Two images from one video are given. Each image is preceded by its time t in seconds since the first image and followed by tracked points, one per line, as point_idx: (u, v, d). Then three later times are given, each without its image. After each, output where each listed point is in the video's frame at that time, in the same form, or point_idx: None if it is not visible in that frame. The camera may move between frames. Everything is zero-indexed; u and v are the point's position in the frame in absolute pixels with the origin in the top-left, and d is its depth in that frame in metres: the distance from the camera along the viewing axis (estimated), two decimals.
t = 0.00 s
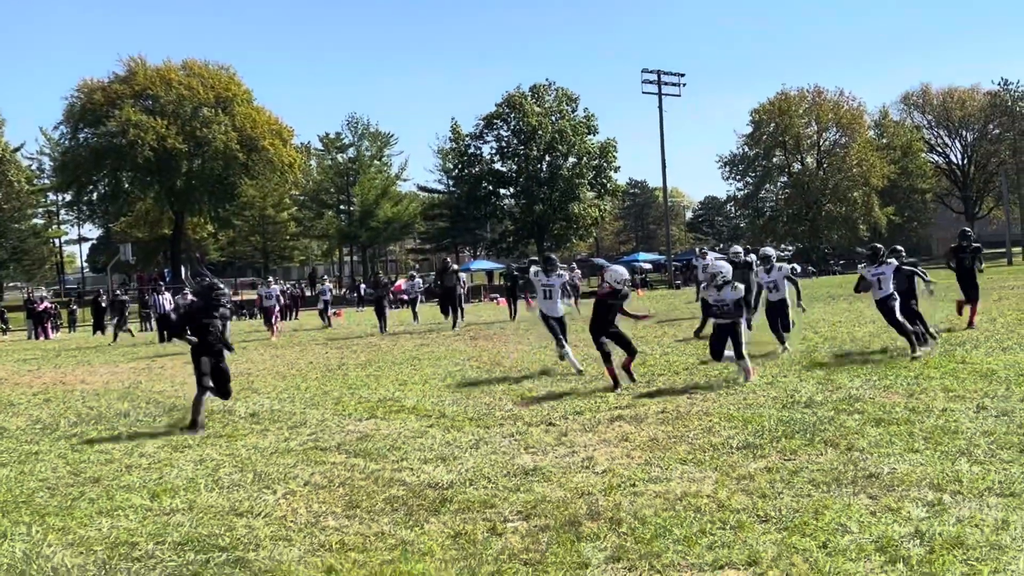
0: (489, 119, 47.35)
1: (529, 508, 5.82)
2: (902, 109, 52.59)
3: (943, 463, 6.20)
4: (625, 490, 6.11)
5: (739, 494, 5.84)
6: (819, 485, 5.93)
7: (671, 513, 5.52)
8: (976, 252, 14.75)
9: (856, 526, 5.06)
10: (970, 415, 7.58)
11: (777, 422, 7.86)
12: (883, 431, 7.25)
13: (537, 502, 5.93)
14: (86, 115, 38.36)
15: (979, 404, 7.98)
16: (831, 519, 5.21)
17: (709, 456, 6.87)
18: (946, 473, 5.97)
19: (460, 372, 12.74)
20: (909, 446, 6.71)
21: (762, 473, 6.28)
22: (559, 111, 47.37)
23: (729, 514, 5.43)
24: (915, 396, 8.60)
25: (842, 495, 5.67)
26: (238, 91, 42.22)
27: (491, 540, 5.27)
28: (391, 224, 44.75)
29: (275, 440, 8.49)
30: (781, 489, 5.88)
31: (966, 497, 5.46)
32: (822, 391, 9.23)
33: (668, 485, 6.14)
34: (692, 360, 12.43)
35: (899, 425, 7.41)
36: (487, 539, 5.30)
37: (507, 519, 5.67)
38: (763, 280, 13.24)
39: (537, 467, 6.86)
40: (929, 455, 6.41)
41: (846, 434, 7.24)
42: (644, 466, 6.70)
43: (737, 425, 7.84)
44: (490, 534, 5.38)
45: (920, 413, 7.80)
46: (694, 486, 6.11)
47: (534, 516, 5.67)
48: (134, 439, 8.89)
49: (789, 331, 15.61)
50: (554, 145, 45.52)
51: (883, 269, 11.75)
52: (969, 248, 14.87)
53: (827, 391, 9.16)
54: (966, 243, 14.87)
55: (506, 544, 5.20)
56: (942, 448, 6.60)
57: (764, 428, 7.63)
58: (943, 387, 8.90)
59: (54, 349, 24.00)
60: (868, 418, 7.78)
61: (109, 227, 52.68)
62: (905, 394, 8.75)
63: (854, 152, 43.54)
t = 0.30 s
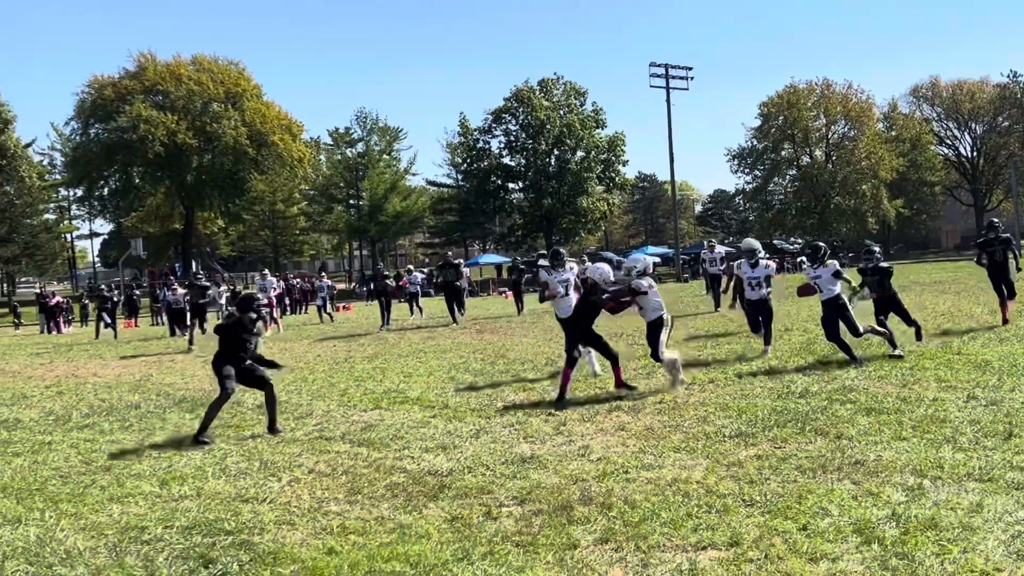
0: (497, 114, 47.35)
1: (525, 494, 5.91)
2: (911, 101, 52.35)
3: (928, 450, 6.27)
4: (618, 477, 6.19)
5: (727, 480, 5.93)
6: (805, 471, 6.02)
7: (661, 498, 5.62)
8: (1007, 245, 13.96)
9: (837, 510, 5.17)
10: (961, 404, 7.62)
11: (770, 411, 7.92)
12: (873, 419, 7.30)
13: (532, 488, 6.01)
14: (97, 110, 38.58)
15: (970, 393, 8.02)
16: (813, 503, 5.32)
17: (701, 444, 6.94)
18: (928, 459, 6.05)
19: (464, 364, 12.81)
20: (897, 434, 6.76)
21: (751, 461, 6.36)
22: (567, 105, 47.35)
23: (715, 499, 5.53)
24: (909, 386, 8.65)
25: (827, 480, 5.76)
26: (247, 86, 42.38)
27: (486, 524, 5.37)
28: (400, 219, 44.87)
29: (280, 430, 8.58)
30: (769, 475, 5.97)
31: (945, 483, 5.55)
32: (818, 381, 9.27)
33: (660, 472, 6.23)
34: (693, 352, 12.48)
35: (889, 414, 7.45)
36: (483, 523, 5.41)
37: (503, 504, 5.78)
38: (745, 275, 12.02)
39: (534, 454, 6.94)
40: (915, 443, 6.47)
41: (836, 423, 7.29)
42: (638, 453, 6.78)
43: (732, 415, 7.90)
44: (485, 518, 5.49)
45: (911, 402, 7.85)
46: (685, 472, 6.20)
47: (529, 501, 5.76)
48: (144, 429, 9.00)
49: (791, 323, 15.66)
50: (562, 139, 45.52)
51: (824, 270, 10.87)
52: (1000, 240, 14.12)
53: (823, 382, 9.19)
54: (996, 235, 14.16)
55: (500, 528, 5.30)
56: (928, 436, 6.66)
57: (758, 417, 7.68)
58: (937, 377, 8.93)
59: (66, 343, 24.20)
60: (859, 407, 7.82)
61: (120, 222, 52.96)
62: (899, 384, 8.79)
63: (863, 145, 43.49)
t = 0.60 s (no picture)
0: (518, 106, 47.31)
1: (539, 484, 5.97)
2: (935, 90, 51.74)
3: (933, 442, 6.26)
4: (630, 467, 6.22)
5: (736, 470, 5.96)
6: (813, 461, 6.03)
7: (670, 487, 5.66)
8: None
9: (840, 499, 5.21)
10: (972, 395, 7.57)
11: (782, 403, 7.91)
12: (883, 411, 7.28)
13: (545, 479, 6.07)
14: (121, 106, 39.00)
15: (982, 385, 7.96)
16: (818, 493, 5.35)
17: (713, 435, 6.95)
18: (934, 450, 6.05)
19: (482, 357, 12.91)
20: (906, 426, 6.73)
21: (761, 451, 6.38)
22: (588, 97, 47.24)
23: (723, 489, 5.57)
24: (921, 377, 8.60)
25: (833, 471, 5.77)
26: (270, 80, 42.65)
27: (500, 513, 5.44)
28: (421, 212, 45.04)
29: (302, 422, 8.71)
30: (776, 466, 5.99)
31: (949, 473, 5.55)
32: (831, 373, 9.25)
33: (672, 462, 6.26)
34: (709, 345, 12.49)
35: (899, 406, 7.41)
36: (496, 512, 5.47)
37: (518, 493, 5.84)
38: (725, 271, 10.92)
39: (549, 446, 6.99)
40: (923, 434, 6.45)
41: (847, 415, 7.26)
42: (651, 445, 6.81)
43: (744, 406, 7.90)
44: (499, 507, 5.57)
45: (921, 394, 7.81)
46: (696, 463, 6.23)
47: (542, 491, 5.82)
48: (171, 422, 9.15)
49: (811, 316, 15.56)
50: (583, 130, 45.42)
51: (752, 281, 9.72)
52: None
53: (835, 374, 9.18)
54: None
55: (513, 517, 5.36)
56: (936, 427, 6.62)
57: (770, 409, 7.68)
58: (949, 369, 8.88)
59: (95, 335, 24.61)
60: (871, 399, 7.78)
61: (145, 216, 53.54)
62: (911, 376, 8.74)
63: (887, 134, 43.41)
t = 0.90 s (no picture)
0: (553, 98, 47.24)
1: (569, 469, 6.04)
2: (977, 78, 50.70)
3: (958, 428, 6.23)
4: (658, 453, 6.29)
5: (762, 456, 6.00)
6: (837, 448, 6.06)
7: (697, 472, 5.73)
8: None
9: (862, 483, 5.26)
10: (1001, 383, 7.50)
11: (811, 391, 7.90)
12: (910, 399, 7.23)
13: (576, 464, 6.14)
14: (161, 100, 39.66)
15: (1012, 374, 7.88)
16: (840, 478, 5.40)
17: (741, 423, 6.97)
18: (957, 437, 6.03)
19: (515, 347, 13.01)
20: (931, 413, 6.69)
21: (787, 438, 6.40)
22: (623, 88, 47.04)
23: (748, 474, 5.63)
24: (950, 367, 8.52)
25: (856, 457, 5.80)
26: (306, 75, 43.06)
27: (530, 497, 5.54)
28: (456, 204, 45.28)
29: (340, 410, 8.86)
30: (802, 452, 6.02)
31: (971, 459, 5.55)
32: (860, 363, 9.19)
33: (699, 449, 6.31)
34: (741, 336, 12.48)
35: (926, 395, 7.36)
36: (527, 495, 5.58)
37: (548, 478, 5.93)
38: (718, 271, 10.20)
39: (579, 433, 7.06)
40: (948, 421, 6.42)
41: (873, 402, 7.23)
42: (679, 432, 6.86)
43: (773, 395, 7.90)
44: (530, 490, 5.66)
45: (950, 382, 7.75)
46: (723, 449, 6.27)
47: (572, 475, 5.90)
48: (213, 409, 9.38)
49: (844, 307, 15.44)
50: (618, 122, 45.24)
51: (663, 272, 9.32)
52: None
53: (866, 363, 9.12)
54: None
55: (543, 500, 5.46)
56: (962, 415, 6.59)
57: (798, 397, 7.67)
58: (979, 358, 8.79)
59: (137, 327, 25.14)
60: (898, 387, 7.73)
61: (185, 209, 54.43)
62: (941, 365, 8.67)
63: (925, 124, 42.65)
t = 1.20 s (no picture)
0: (603, 90, 47.01)
1: (612, 459, 6.08)
2: None
3: (1002, 421, 6.10)
4: (700, 444, 6.30)
5: (803, 448, 5.98)
6: (879, 439, 6.00)
7: (737, 463, 5.73)
8: None
9: (901, 474, 5.23)
10: None
11: (855, 384, 7.78)
12: (955, 392, 7.07)
13: (619, 454, 6.18)
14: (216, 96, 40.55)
15: None
16: (879, 468, 5.37)
17: (785, 415, 6.92)
18: (1001, 429, 5.90)
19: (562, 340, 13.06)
20: (975, 406, 6.56)
21: (829, 430, 6.35)
22: (674, 79, 46.63)
23: (788, 464, 5.63)
24: (1001, 360, 8.32)
25: (896, 448, 5.76)
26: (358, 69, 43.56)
27: (573, 485, 5.59)
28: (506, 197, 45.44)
29: (390, 402, 9.02)
30: (843, 444, 5.98)
31: (1012, 450, 5.45)
32: (908, 356, 9.01)
33: (741, 441, 6.30)
34: (790, 329, 12.37)
35: (972, 387, 7.19)
36: (570, 484, 5.63)
37: (591, 467, 5.98)
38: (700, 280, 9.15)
39: (624, 425, 7.09)
40: (992, 414, 6.29)
41: (918, 395, 7.10)
42: (722, 424, 6.84)
43: (817, 388, 7.80)
44: (572, 480, 5.72)
45: (998, 375, 7.57)
46: (765, 441, 6.25)
47: (615, 465, 5.94)
48: (267, 400, 9.62)
49: (895, 299, 15.15)
50: (668, 113, 44.82)
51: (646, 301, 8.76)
52: None
53: (914, 356, 8.94)
54: None
55: (585, 489, 5.51)
56: (1007, 408, 6.43)
57: (842, 390, 7.58)
58: None
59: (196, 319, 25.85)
60: (944, 380, 7.57)
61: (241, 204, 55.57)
62: (990, 357, 8.46)
63: (983, 113, 41.39)
